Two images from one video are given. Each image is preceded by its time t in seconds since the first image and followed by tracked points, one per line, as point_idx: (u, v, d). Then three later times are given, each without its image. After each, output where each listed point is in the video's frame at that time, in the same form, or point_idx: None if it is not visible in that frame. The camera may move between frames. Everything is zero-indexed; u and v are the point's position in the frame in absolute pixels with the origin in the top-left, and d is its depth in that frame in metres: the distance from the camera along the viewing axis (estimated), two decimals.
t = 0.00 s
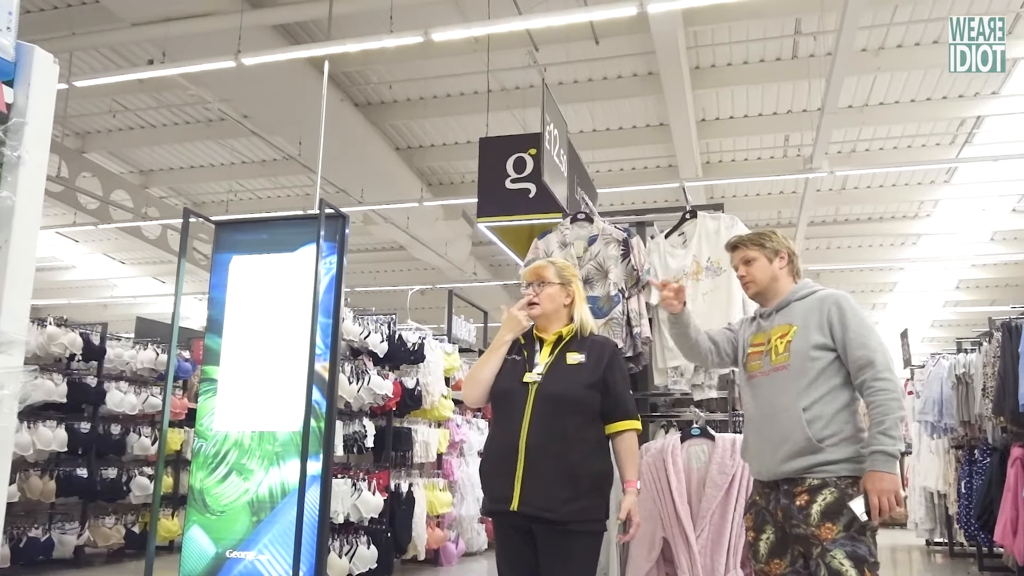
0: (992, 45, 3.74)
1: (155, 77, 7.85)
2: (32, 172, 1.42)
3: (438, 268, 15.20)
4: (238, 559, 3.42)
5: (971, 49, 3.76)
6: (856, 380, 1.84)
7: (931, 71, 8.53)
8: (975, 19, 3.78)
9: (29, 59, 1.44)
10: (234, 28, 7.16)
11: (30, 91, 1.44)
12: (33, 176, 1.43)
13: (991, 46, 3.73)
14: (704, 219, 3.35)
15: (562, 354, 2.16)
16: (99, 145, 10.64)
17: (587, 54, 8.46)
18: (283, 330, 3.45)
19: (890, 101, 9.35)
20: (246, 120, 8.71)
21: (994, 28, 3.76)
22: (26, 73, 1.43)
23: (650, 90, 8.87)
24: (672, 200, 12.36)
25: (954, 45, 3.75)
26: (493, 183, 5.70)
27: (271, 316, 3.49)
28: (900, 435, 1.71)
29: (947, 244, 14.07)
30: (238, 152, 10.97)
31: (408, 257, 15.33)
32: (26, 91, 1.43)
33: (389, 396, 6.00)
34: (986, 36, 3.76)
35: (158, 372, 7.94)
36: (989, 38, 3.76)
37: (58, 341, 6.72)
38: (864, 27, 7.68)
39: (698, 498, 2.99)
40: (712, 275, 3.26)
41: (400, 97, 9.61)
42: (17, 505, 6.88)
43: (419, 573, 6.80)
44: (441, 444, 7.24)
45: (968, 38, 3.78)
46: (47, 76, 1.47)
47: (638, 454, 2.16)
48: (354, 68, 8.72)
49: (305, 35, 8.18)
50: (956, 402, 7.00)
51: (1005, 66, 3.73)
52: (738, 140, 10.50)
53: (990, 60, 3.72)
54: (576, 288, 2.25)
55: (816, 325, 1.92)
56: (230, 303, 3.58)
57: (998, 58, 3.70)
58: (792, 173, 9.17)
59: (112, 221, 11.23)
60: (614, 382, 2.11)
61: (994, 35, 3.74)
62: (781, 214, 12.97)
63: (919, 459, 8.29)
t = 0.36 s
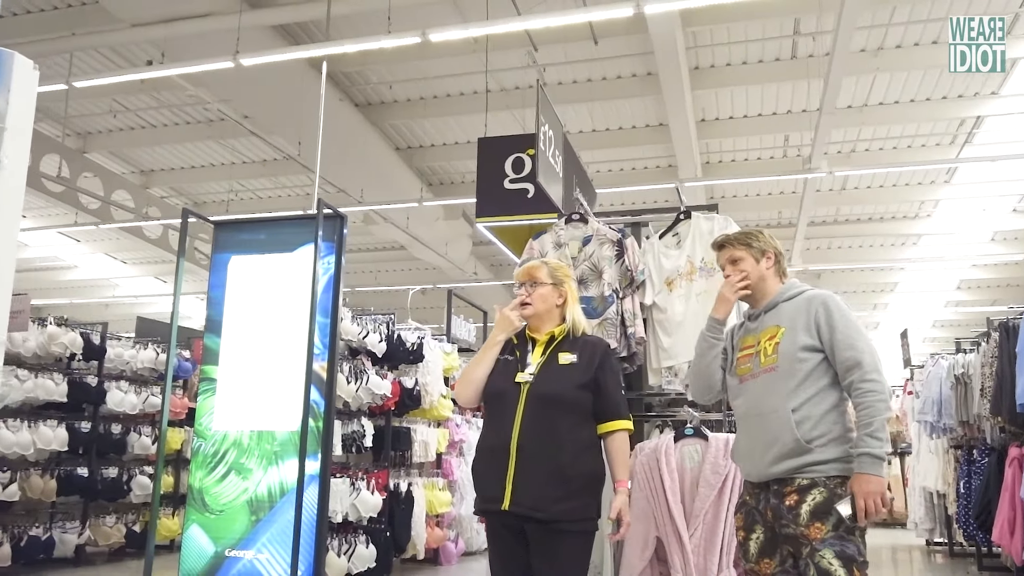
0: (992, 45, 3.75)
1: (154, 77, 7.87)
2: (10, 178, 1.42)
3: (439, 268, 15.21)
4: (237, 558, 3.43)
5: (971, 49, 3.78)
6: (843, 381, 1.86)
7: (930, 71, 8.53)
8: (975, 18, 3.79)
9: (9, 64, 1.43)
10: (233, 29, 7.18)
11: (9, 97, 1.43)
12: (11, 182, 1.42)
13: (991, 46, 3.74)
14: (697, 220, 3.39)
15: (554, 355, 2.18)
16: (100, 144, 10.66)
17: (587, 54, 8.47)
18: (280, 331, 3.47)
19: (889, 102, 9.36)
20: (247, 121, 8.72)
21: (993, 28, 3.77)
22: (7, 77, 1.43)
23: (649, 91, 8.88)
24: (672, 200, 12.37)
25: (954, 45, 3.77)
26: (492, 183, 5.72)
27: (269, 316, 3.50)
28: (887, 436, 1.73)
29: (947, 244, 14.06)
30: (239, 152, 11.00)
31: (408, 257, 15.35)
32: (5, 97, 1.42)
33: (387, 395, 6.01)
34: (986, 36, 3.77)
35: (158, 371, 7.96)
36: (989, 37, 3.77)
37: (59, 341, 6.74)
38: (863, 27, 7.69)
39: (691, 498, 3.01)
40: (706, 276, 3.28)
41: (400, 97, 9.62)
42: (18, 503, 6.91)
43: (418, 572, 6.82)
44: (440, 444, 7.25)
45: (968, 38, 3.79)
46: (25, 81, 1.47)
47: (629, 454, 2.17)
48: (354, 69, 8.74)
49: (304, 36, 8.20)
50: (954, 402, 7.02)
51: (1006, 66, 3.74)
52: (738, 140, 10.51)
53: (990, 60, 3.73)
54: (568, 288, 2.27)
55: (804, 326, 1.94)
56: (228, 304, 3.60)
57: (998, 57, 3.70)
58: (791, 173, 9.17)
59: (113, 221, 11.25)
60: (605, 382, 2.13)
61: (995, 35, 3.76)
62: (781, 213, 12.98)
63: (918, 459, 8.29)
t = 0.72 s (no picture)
0: (992, 45, 3.70)
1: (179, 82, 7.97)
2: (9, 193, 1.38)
3: (462, 268, 15.26)
4: (260, 556, 3.49)
5: (971, 49, 3.73)
6: (853, 381, 1.86)
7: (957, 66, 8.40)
8: (975, 19, 3.74)
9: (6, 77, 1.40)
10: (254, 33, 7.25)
11: (7, 110, 1.40)
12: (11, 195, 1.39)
13: (990, 47, 3.69)
14: (712, 219, 3.39)
15: (565, 355, 2.19)
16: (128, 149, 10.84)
17: (607, 53, 8.45)
18: (301, 332, 3.51)
19: (915, 97, 9.23)
20: (270, 124, 8.82)
21: (995, 27, 3.72)
22: (6, 89, 1.40)
23: (670, 89, 8.85)
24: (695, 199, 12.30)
25: (954, 45, 3.72)
26: (511, 183, 5.73)
27: (290, 318, 3.55)
28: (894, 438, 1.72)
29: (977, 241, 13.83)
30: (263, 155, 11.11)
31: (431, 257, 15.42)
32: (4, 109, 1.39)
33: (408, 395, 6.06)
34: (987, 36, 3.72)
35: (185, 372, 8.08)
36: (990, 37, 3.72)
37: (87, 343, 6.91)
38: (887, 22, 7.59)
39: (706, 498, 3.01)
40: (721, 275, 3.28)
41: (421, 98, 9.68)
42: (49, 502, 7.06)
43: (441, 571, 6.85)
44: (462, 443, 7.29)
45: (968, 38, 3.74)
46: (25, 92, 1.44)
47: (641, 453, 2.18)
48: (375, 71, 8.80)
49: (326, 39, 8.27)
50: (981, 401, 6.91)
51: (1005, 66, 3.69)
52: (761, 138, 10.43)
53: (990, 60, 3.68)
54: (579, 288, 2.28)
55: (814, 327, 1.94)
56: (251, 305, 3.66)
57: (997, 57, 3.65)
58: (815, 171, 9.06)
59: (141, 224, 11.43)
60: (616, 382, 2.13)
61: (996, 34, 3.70)
62: (806, 212, 12.85)
63: (946, 459, 8.15)
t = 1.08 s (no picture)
0: (992, 45, 3.63)
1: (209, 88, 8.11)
2: (26, 194, 1.64)
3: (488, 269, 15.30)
4: (289, 556, 3.53)
5: (971, 49, 3.65)
6: (876, 381, 1.84)
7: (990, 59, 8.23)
8: (975, 19, 3.67)
9: (24, 90, 1.66)
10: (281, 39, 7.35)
11: (24, 121, 1.66)
12: (27, 197, 1.65)
13: (990, 46, 3.62)
14: (735, 218, 3.37)
15: (584, 355, 2.19)
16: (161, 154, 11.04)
17: (631, 52, 8.41)
18: (327, 334, 3.56)
19: (947, 92, 9.06)
20: (298, 128, 8.93)
21: (994, 27, 3.65)
22: (21, 102, 1.65)
23: (696, 87, 8.78)
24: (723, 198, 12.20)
25: (953, 45, 3.64)
26: (535, 184, 5.74)
27: (318, 319, 3.59)
28: (917, 439, 1.71)
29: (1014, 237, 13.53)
30: (292, 159, 11.25)
31: (458, 258, 15.47)
32: (22, 119, 1.65)
33: (435, 396, 6.09)
34: (987, 36, 3.65)
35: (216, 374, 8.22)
36: (990, 37, 3.65)
37: (121, 345, 7.06)
38: (917, 16, 7.47)
39: (730, 498, 2.99)
40: (744, 274, 3.26)
41: (446, 101, 9.73)
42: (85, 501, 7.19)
43: (468, 571, 6.87)
44: (489, 444, 7.31)
45: (968, 38, 3.67)
46: (41, 104, 1.70)
47: (662, 453, 2.17)
48: (401, 74, 8.87)
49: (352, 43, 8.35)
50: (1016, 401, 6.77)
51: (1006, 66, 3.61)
52: (789, 135, 10.30)
53: (990, 60, 3.61)
54: (598, 288, 2.28)
55: (836, 326, 1.92)
56: (279, 307, 3.71)
57: (998, 57, 3.58)
58: (845, 168, 8.94)
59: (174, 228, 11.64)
60: (637, 382, 2.13)
61: (995, 34, 3.63)
62: (836, 209, 12.67)
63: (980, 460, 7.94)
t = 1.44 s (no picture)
0: (993, 45, 3.62)
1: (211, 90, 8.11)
2: (22, 198, 1.65)
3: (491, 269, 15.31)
4: (292, 556, 3.53)
5: (971, 49, 3.65)
6: (877, 379, 1.84)
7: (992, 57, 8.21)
8: (975, 18, 3.65)
9: (19, 93, 1.67)
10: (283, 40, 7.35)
11: (19, 124, 1.67)
12: (23, 201, 1.65)
13: (990, 46, 3.61)
14: (735, 218, 3.38)
15: (583, 354, 2.19)
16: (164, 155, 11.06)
17: (633, 52, 8.41)
18: (329, 335, 3.56)
19: (950, 90, 9.05)
20: (300, 129, 8.94)
21: (995, 27, 3.64)
22: (16, 105, 1.66)
23: (698, 87, 8.77)
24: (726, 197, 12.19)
25: (953, 46, 3.64)
26: (537, 183, 5.74)
27: (320, 319, 3.60)
28: (918, 437, 1.70)
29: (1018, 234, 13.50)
30: (295, 160, 11.27)
31: (461, 259, 15.49)
32: (17, 123, 1.66)
33: (437, 396, 6.09)
34: (987, 36, 3.64)
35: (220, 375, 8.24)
36: (989, 37, 3.64)
37: (124, 346, 7.08)
38: (919, 13, 7.45)
39: (731, 497, 3.00)
40: (745, 273, 3.26)
41: (449, 101, 9.73)
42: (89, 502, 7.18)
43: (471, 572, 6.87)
44: (492, 444, 7.31)
45: (968, 38, 3.66)
46: (37, 106, 1.70)
47: (662, 452, 2.17)
48: (403, 75, 8.88)
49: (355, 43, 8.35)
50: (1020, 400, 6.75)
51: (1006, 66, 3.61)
52: (792, 134, 10.29)
53: (990, 60, 3.61)
54: (596, 288, 2.28)
55: (837, 324, 1.92)
56: (281, 308, 3.71)
57: (998, 57, 3.58)
58: (847, 167, 8.92)
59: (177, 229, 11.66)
60: (635, 380, 2.13)
61: (995, 34, 3.63)
62: (839, 208, 12.65)
63: (984, 458, 7.91)
